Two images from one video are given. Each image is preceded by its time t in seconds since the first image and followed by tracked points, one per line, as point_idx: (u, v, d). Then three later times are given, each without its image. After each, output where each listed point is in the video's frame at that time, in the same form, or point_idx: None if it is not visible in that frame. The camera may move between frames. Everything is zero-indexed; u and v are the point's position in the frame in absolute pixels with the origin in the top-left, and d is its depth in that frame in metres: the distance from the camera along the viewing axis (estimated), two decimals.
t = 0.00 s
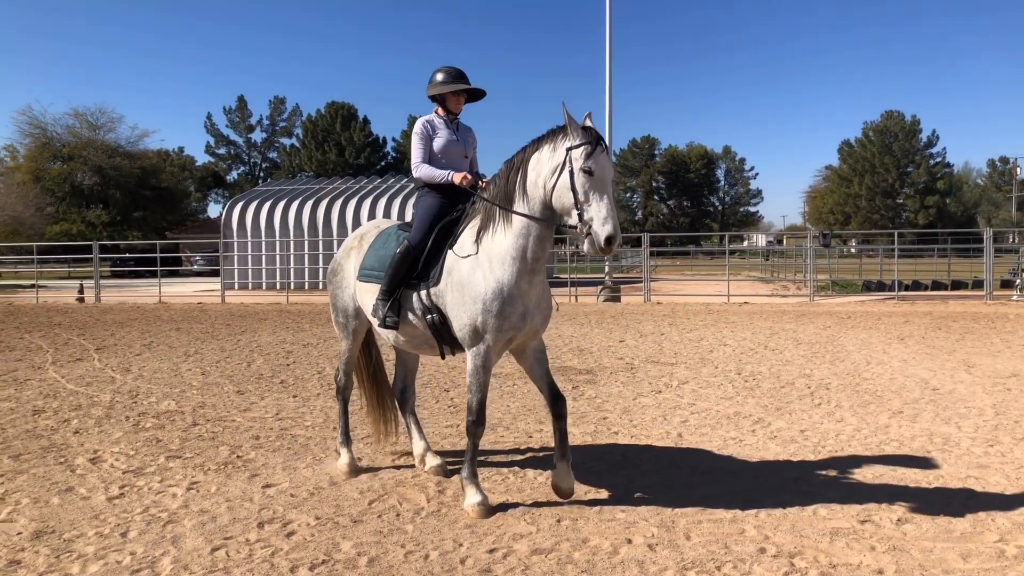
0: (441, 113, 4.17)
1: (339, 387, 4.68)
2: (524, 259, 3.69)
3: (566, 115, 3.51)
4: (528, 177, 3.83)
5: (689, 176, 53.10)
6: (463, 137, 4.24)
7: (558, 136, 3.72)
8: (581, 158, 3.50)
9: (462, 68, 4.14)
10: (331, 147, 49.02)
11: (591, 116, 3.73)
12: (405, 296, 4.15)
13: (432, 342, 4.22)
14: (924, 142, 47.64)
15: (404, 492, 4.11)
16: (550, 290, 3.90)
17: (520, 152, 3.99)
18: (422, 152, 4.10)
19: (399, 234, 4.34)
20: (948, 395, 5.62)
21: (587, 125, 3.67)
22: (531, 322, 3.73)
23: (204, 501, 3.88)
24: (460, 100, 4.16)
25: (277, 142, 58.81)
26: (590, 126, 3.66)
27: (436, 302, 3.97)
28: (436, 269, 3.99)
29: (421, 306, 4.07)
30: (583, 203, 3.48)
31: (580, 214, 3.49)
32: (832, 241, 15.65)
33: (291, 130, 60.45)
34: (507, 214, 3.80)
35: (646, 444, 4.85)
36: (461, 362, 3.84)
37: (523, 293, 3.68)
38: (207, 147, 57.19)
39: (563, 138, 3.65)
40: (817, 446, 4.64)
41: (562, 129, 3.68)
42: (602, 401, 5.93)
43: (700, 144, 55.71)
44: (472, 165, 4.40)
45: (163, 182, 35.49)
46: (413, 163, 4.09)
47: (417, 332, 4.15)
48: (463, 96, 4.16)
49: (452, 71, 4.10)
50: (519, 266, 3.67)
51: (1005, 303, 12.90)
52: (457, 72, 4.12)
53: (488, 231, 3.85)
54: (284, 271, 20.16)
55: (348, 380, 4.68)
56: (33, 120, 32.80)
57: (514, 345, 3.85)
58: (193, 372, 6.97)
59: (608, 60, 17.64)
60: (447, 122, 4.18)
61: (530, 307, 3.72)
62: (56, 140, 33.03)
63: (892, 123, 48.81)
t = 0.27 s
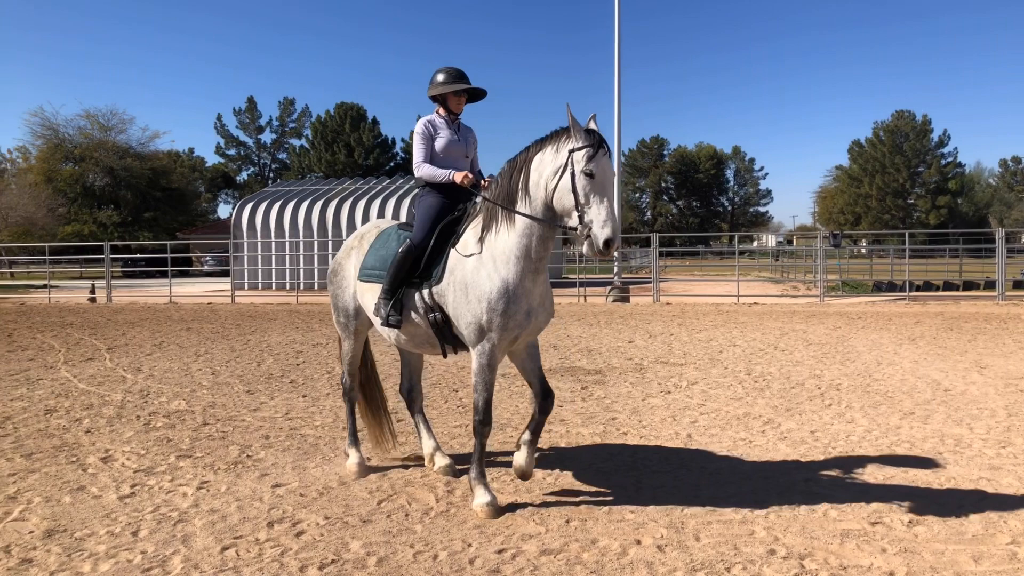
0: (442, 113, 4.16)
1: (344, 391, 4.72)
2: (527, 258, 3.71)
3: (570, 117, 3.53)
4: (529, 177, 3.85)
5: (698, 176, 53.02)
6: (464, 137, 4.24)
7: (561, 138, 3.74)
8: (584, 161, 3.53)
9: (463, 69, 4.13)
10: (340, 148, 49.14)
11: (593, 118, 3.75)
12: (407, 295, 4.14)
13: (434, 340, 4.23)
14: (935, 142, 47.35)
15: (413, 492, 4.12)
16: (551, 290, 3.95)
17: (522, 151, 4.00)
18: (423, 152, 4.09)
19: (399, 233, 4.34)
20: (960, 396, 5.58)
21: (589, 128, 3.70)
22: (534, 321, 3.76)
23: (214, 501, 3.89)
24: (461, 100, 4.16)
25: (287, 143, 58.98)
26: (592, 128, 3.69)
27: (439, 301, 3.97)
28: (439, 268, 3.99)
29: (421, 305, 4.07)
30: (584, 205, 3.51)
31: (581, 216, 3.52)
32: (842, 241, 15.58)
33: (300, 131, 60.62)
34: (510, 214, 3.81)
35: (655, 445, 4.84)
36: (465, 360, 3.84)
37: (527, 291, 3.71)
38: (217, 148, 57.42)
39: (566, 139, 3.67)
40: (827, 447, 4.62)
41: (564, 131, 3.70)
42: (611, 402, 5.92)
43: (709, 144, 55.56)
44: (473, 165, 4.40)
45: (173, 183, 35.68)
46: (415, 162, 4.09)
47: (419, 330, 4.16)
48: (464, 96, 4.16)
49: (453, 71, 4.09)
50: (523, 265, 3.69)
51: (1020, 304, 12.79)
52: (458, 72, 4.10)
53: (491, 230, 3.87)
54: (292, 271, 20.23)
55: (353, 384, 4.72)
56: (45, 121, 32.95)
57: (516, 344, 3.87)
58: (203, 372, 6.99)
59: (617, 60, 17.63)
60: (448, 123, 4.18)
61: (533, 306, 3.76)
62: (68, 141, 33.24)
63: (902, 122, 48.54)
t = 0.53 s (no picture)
0: (441, 114, 4.16)
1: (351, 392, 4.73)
2: (531, 258, 3.72)
3: (568, 118, 3.54)
4: (529, 178, 3.86)
5: (706, 176, 52.94)
6: (463, 138, 4.23)
7: (560, 138, 3.76)
8: (582, 161, 3.55)
9: (463, 71, 4.11)
10: (349, 148, 49.23)
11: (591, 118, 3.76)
12: (410, 295, 4.13)
13: (436, 340, 4.23)
14: (944, 141, 47.18)
15: (421, 492, 4.12)
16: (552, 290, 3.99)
17: (522, 152, 4.02)
18: (423, 153, 4.08)
19: (401, 235, 4.34)
20: (969, 397, 5.55)
21: (588, 128, 3.71)
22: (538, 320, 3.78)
23: (222, 500, 3.91)
24: (460, 102, 4.15)
25: (295, 143, 59.08)
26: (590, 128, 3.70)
27: (443, 302, 3.97)
28: (444, 268, 3.99)
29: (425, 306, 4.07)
30: (584, 206, 3.53)
31: (581, 216, 3.54)
32: (850, 241, 15.54)
33: (309, 132, 60.77)
34: (512, 215, 3.83)
35: (662, 446, 4.83)
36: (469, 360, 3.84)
37: (532, 290, 3.73)
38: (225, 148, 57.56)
39: (565, 140, 3.69)
40: (835, 448, 4.60)
41: (563, 131, 3.71)
42: (618, 402, 5.91)
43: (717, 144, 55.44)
44: (471, 166, 4.39)
45: (182, 183, 35.83)
46: (414, 163, 4.08)
47: (422, 331, 4.15)
48: (463, 98, 4.15)
49: (453, 73, 4.07)
50: (527, 265, 3.71)
51: None
52: (458, 74, 4.08)
53: (494, 230, 3.87)
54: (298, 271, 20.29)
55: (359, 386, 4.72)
56: (55, 121, 33.08)
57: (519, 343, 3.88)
58: (211, 372, 7.02)
59: (625, 59, 17.63)
60: (448, 124, 4.17)
61: (536, 306, 3.78)
62: (77, 142, 33.37)
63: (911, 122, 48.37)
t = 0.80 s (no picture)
0: (447, 118, 4.17)
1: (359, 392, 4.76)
2: (542, 256, 3.73)
3: (574, 120, 3.54)
4: (538, 179, 3.88)
5: (719, 175, 52.71)
6: (469, 142, 4.24)
7: (567, 138, 3.77)
8: (589, 163, 3.55)
9: (467, 75, 4.11)
10: (362, 149, 49.38)
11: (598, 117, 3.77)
12: (423, 296, 4.13)
13: (448, 340, 4.23)
14: (961, 140, 46.76)
15: (433, 492, 4.13)
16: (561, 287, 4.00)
17: (531, 152, 4.03)
18: (429, 158, 4.09)
19: (410, 238, 4.35)
20: (987, 399, 5.49)
21: (595, 128, 3.71)
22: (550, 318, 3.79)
23: (236, 499, 3.93)
24: (465, 106, 4.17)
25: (309, 144, 59.31)
26: (597, 128, 3.70)
27: (456, 301, 3.97)
28: (456, 268, 3.99)
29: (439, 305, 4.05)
30: (591, 207, 3.54)
31: (589, 217, 3.55)
32: (866, 241, 15.42)
33: (322, 133, 61.03)
34: (521, 215, 3.84)
35: (675, 447, 4.81)
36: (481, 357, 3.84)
37: (543, 288, 3.74)
38: (240, 147, 57.90)
39: (572, 140, 3.70)
40: (850, 450, 4.56)
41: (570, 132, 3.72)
42: (630, 403, 5.90)
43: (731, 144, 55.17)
44: (477, 169, 4.40)
45: (196, 184, 36.08)
46: (420, 168, 4.08)
47: (434, 331, 4.15)
48: (468, 102, 4.17)
49: (457, 77, 4.08)
50: (538, 263, 3.71)
51: None
52: (462, 78, 4.09)
53: (505, 230, 3.88)
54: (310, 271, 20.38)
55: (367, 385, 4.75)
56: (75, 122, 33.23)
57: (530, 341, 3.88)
58: (226, 372, 7.05)
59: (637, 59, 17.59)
60: (453, 128, 4.18)
61: (547, 303, 3.78)
62: (94, 143, 33.62)
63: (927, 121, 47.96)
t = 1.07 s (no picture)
0: (449, 120, 4.19)
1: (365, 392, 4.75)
2: (548, 255, 3.74)
3: (575, 121, 3.55)
4: (542, 180, 3.88)
5: (729, 175, 52.54)
6: (472, 144, 4.26)
7: (571, 141, 3.76)
8: (591, 164, 3.55)
9: (469, 77, 4.14)
10: (371, 150, 49.48)
11: (600, 119, 3.76)
12: (431, 297, 4.12)
13: (457, 340, 4.23)
14: (973, 140, 46.49)
15: (442, 492, 4.13)
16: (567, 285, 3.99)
17: (535, 154, 4.04)
18: (433, 160, 4.10)
19: (416, 240, 4.33)
20: (999, 400, 5.46)
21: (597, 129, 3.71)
22: (556, 316, 3.79)
23: (246, 498, 3.94)
24: (467, 108, 4.19)
25: (319, 145, 59.49)
26: (600, 130, 3.70)
27: (465, 301, 3.98)
28: (464, 269, 3.99)
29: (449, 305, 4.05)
30: (594, 208, 3.54)
31: (592, 218, 3.56)
32: (878, 241, 15.34)
33: (332, 134, 61.21)
34: (527, 216, 3.84)
35: (684, 447, 4.80)
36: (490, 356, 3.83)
37: (550, 286, 3.74)
38: (251, 148, 58.11)
39: (575, 143, 3.69)
40: (860, 450, 4.54)
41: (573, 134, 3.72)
42: (640, 403, 5.88)
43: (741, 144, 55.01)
44: (479, 171, 4.41)
45: (207, 185, 36.24)
46: (424, 170, 4.09)
47: (443, 331, 4.15)
48: (471, 105, 4.19)
49: (460, 80, 4.10)
50: (545, 262, 3.72)
51: None
52: (464, 81, 4.12)
53: (511, 230, 3.88)
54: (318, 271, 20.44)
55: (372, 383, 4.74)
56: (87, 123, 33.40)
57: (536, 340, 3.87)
58: (236, 372, 7.07)
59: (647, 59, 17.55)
60: (456, 130, 4.20)
61: (554, 302, 3.79)
62: (106, 144, 33.75)
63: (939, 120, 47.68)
